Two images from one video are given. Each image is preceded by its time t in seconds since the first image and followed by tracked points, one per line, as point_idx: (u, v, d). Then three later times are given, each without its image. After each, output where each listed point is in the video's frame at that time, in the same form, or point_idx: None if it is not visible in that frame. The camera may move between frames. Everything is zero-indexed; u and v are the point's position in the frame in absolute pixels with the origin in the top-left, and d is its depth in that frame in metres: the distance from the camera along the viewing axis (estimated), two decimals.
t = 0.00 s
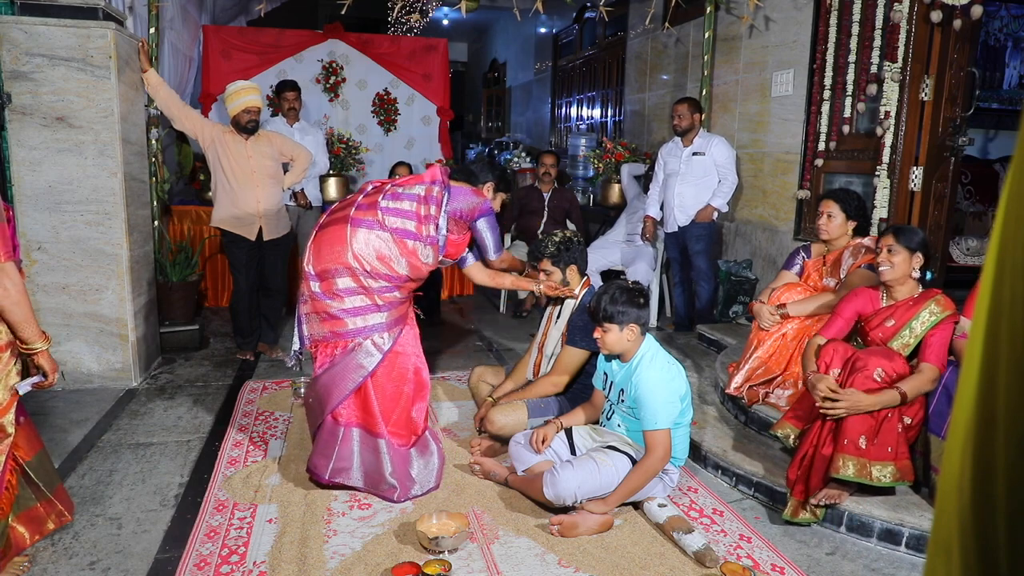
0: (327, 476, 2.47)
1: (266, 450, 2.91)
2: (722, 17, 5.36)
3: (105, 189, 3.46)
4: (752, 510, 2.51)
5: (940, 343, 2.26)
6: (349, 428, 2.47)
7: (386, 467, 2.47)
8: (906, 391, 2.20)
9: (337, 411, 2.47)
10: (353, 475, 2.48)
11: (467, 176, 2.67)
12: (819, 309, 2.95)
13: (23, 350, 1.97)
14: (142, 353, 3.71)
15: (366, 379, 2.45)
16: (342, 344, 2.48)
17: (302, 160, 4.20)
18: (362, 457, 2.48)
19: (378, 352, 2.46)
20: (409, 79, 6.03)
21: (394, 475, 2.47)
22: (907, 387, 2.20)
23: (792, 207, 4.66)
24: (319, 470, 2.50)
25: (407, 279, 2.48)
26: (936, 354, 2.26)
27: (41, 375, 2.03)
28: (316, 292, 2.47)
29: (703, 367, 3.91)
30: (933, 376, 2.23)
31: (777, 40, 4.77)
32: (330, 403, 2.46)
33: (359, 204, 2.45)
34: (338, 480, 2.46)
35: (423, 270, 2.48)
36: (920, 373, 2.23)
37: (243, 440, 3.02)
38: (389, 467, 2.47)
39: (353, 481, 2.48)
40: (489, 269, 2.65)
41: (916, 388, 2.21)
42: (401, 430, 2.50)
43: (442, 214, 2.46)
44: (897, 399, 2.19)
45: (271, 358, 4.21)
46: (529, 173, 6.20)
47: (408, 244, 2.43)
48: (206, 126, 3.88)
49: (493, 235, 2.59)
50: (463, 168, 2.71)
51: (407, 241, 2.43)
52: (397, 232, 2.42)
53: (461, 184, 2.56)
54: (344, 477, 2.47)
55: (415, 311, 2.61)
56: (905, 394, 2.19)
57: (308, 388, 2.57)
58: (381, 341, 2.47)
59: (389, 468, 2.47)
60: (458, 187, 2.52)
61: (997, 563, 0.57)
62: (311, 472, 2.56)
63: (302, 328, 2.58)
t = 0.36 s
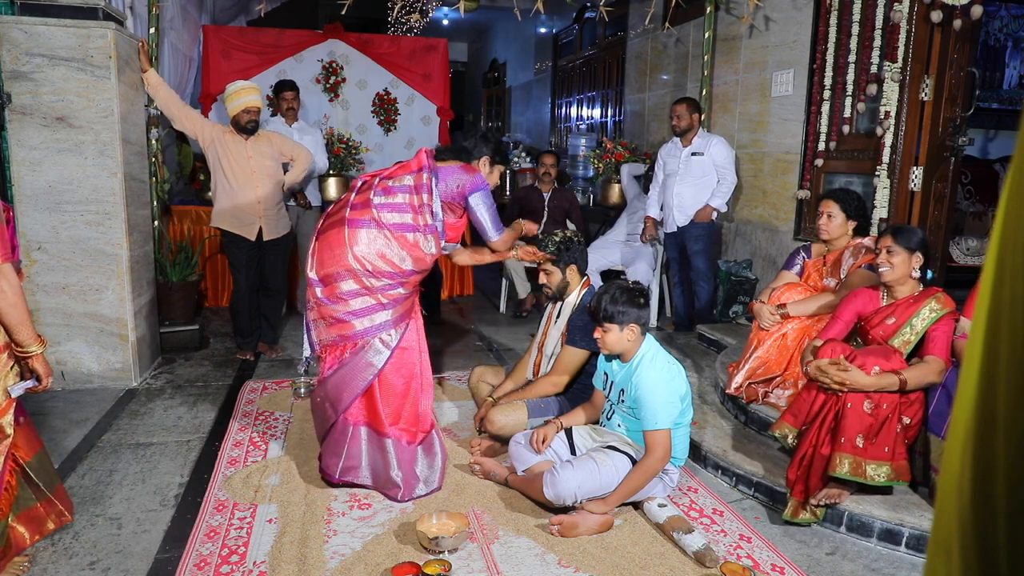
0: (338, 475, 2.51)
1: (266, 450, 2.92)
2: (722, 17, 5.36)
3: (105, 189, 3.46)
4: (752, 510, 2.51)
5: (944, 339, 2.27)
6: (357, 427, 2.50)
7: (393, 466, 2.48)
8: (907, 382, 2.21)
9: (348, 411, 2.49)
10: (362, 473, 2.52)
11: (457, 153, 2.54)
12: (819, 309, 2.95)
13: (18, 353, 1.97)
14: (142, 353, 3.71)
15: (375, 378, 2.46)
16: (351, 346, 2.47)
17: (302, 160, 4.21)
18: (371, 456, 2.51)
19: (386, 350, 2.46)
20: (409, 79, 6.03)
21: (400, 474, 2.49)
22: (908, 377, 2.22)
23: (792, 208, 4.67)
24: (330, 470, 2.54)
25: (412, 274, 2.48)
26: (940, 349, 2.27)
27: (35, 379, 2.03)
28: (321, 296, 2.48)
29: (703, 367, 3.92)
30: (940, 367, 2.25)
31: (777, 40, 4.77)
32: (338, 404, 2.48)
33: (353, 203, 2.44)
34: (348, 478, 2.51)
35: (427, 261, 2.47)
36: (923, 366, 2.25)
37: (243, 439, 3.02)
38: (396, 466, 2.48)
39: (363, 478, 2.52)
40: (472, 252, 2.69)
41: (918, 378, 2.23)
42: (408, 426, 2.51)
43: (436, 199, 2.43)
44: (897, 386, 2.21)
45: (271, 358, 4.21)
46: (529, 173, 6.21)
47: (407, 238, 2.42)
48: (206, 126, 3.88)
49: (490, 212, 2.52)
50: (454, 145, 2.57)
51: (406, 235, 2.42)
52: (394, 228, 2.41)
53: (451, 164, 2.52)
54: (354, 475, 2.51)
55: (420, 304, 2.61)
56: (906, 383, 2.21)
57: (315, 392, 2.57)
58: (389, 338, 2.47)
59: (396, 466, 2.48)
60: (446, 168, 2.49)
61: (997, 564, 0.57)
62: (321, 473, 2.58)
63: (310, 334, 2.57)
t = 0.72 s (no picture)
0: (358, 472, 2.57)
1: (266, 450, 2.91)
2: (722, 17, 5.36)
3: (105, 189, 3.46)
4: (752, 510, 2.51)
5: (944, 340, 2.28)
6: (371, 422, 2.54)
7: (404, 462, 2.49)
8: (907, 384, 2.21)
9: (360, 409, 2.51)
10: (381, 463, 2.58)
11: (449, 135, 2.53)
12: (818, 309, 2.95)
13: (17, 354, 1.97)
14: (142, 353, 3.72)
15: (385, 375, 2.47)
16: (359, 346, 2.47)
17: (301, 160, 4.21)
18: (386, 451, 2.55)
19: (395, 345, 2.46)
20: (409, 79, 6.03)
21: (409, 470, 2.49)
22: (908, 379, 2.21)
23: (792, 207, 4.67)
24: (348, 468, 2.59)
25: (414, 267, 2.48)
26: (938, 350, 2.28)
27: (35, 380, 2.03)
28: (325, 301, 2.48)
29: (703, 367, 3.92)
30: (934, 369, 2.25)
31: (777, 40, 4.77)
32: (351, 403, 2.51)
33: (343, 206, 2.44)
34: (368, 474, 2.59)
35: (426, 252, 2.48)
36: (921, 367, 2.24)
37: (243, 439, 3.02)
38: (406, 462, 2.49)
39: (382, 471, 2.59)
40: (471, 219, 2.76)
41: (917, 380, 2.22)
42: (416, 420, 2.51)
43: (424, 187, 2.41)
44: (898, 389, 2.20)
45: (271, 358, 4.21)
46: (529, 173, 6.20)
47: (402, 232, 2.43)
48: (206, 126, 3.88)
49: (484, 184, 2.49)
50: (442, 128, 2.54)
51: (401, 229, 2.43)
52: (389, 224, 2.41)
53: (434, 147, 2.49)
54: (374, 467, 2.58)
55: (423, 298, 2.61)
56: (906, 386, 2.21)
57: (325, 395, 2.60)
58: (397, 334, 2.47)
59: (406, 462, 2.49)
60: (429, 153, 2.46)
61: (998, 565, 0.57)
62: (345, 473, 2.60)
63: (319, 339, 2.58)
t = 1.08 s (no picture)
0: (354, 473, 2.56)
1: (266, 450, 2.92)
2: (722, 17, 5.36)
3: (105, 189, 3.46)
4: (752, 510, 2.51)
5: (945, 340, 2.28)
6: (366, 424, 2.53)
7: (401, 461, 2.49)
8: (908, 385, 2.21)
9: (353, 409, 2.50)
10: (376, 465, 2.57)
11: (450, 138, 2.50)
12: (818, 309, 2.95)
13: (17, 354, 1.97)
14: (142, 353, 3.72)
15: (379, 375, 2.46)
16: (353, 347, 2.47)
17: (302, 160, 4.20)
18: (382, 451, 2.54)
19: (388, 346, 2.46)
20: (409, 79, 6.03)
21: (407, 469, 2.49)
22: (909, 379, 2.21)
23: (792, 207, 4.67)
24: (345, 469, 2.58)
25: (409, 269, 2.47)
26: (939, 350, 2.28)
27: (34, 380, 2.03)
28: (321, 301, 2.48)
29: (703, 367, 3.92)
30: (936, 370, 2.25)
31: (777, 40, 4.77)
32: (345, 403, 2.50)
33: (340, 206, 2.45)
34: (364, 475, 2.57)
35: (421, 253, 2.48)
36: (921, 367, 2.25)
37: (243, 439, 3.02)
38: (403, 462, 2.49)
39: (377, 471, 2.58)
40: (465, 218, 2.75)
41: (917, 381, 2.22)
42: (412, 421, 2.50)
43: (421, 189, 2.41)
44: (899, 390, 2.21)
45: (271, 358, 4.21)
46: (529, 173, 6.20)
47: (398, 233, 2.43)
48: (206, 126, 3.88)
49: (478, 192, 2.46)
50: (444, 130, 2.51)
51: (397, 230, 2.42)
52: (385, 225, 2.41)
53: (434, 149, 2.47)
54: (370, 468, 2.57)
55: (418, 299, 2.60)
56: (907, 387, 2.21)
57: (322, 395, 2.60)
58: (390, 335, 2.46)
59: (403, 463, 2.49)
60: (428, 155, 2.44)
61: (997, 565, 0.57)
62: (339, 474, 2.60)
63: (316, 339, 2.59)
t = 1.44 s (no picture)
0: (335, 475, 2.50)
1: (266, 450, 2.91)
2: (722, 17, 5.36)
3: (105, 189, 3.46)
4: (752, 510, 2.51)
5: (944, 340, 2.28)
6: (352, 426, 2.49)
7: (390, 465, 2.47)
8: (907, 386, 2.21)
9: (338, 409, 2.47)
10: (360, 471, 2.52)
11: (466, 184, 2.57)
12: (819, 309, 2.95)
13: (17, 353, 1.98)
14: (142, 353, 3.72)
15: (366, 380, 2.44)
16: (341, 347, 2.46)
17: (301, 160, 4.20)
18: (368, 453, 2.51)
19: (376, 354, 2.45)
20: (409, 79, 6.03)
21: (396, 474, 2.48)
22: (909, 379, 2.21)
23: (792, 207, 4.67)
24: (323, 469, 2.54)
25: (404, 281, 2.48)
26: (939, 350, 2.28)
27: (35, 379, 2.03)
28: (314, 294, 2.47)
29: (703, 367, 3.92)
30: (935, 369, 2.25)
31: (777, 40, 4.77)
32: (328, 403, 2.47)
33: (353, 205, 2.44)
34: (346, 477, 2.51)
35: (417, 274, 2.48)
36: (921, 367, 2.25)
37: (243, 439, 3.02)
38: (393, 466, 2.48)
39: (360, 477, 2.52)
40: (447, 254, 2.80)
41: (917, 381, 2.22)
42: (403, 429, 2.49)
43: (437, 217, 2.47)
44: (899, 390, 2.21)
45: (271, 358, 4.21)
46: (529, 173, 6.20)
47: (404, 248, 2.44)
48: (206, 126, 3.88)
49: (478, 250, 2.57)
50: (464, 174, 2.58)
51: (404, 245, 2.44)
52: (392, 235, 2.42)
53: (457, 192, 2.56)
54: (352, 473, 2.51)
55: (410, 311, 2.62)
56: (907, 387, 2.21)
57: (308, 389, 2.57)
58: (379, 342, 2.46)
59: (393, 467, 2.48)
60: (452, 195, 2.53)
61: (997, 565, 0.57)
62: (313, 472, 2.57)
63: (304, 332, 2.57)
